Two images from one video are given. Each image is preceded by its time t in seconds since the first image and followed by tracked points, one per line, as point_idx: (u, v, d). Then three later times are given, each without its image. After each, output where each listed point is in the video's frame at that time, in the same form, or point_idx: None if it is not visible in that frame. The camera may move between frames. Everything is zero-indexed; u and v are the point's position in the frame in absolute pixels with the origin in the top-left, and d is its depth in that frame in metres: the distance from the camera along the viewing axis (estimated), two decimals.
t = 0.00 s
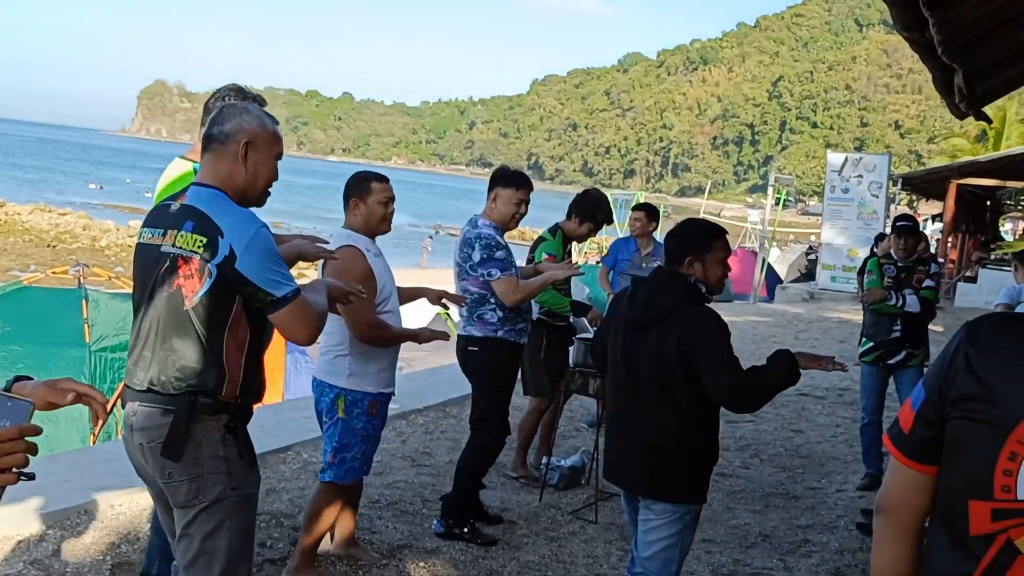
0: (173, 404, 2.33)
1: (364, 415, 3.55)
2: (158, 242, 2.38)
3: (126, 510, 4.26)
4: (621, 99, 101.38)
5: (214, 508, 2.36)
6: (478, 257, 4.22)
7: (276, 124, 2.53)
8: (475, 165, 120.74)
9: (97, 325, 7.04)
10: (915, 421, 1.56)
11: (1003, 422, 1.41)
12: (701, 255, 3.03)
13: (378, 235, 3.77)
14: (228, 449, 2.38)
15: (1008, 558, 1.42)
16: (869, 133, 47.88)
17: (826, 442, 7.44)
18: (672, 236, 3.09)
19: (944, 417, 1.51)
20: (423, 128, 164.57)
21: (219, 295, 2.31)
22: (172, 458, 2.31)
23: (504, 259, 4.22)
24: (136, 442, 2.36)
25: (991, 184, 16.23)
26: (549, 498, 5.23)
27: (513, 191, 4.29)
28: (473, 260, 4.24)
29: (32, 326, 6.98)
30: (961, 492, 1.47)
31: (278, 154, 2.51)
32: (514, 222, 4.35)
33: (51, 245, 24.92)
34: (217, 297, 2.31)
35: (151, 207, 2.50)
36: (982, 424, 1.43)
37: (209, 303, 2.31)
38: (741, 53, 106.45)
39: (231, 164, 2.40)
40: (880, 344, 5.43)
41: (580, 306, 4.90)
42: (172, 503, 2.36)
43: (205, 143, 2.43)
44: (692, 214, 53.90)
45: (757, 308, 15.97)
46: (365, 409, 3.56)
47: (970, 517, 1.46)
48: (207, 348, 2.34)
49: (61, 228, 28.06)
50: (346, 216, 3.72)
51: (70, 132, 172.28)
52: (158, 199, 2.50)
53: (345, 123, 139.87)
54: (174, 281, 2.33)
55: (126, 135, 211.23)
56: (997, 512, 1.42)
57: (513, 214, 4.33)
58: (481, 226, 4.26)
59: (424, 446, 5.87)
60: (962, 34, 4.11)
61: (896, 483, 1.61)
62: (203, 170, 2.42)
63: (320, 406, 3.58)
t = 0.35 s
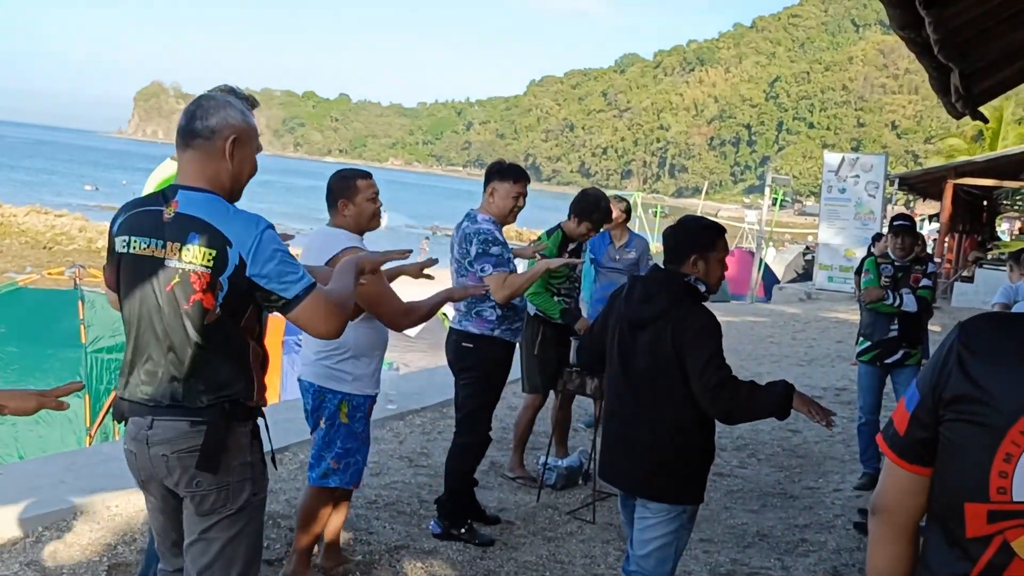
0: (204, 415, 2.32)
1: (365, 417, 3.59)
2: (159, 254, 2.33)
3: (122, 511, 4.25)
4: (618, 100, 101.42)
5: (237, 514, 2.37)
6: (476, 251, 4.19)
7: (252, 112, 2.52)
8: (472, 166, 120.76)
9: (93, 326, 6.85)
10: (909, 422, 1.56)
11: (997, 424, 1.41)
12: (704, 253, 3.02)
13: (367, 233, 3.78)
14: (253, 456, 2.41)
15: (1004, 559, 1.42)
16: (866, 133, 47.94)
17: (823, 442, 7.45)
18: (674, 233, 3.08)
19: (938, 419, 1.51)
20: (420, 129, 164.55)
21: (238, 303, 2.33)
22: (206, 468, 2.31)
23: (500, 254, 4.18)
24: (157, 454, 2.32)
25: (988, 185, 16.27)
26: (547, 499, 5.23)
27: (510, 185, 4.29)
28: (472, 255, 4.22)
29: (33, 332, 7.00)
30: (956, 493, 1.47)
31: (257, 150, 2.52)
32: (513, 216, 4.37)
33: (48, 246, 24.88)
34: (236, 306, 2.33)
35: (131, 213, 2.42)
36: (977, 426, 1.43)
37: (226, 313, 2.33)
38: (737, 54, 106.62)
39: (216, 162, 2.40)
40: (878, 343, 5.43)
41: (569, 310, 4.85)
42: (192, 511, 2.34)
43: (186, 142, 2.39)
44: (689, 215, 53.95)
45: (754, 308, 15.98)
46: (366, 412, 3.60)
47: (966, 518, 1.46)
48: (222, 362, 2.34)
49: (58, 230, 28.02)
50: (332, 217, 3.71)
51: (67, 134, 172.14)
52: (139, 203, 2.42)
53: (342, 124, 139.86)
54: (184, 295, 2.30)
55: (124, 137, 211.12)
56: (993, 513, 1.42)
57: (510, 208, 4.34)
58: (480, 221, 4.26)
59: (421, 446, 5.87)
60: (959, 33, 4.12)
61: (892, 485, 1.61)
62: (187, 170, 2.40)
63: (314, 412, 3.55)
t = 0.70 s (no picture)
0: (206, 407, 2.31)
1: (378, 422, 3.62)
2: (166, 242, 2.34)
3: (119, 515, 4.25)
4: (614, 100, 101.42)
5: (234, 510, 2.37)
6: (464, 254, 4.21)
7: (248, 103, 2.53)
8: (468, 168, 120.73)
9: (89, 330, 6.80)
10: (903, 420, 1.57)
11: (992, 420, 1.41)
12: (692, 253, 3.04)
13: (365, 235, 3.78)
14: (252, 453, 2.41)
15: (1001, 557, 1.42)
16: (862, 133, 47.97)
17: (821, 440, 7.45)
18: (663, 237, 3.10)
19: (933, 417, 1.51)
20: (416, 131, 164.52)
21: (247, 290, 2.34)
22: (205, 461, 2.31)
23: (488, 261, 4.19)
24: (156, 446, 2.30)
25: (984, 182, 16.29)
26: (544, 499, 5.23)
27: (512, 193, 4.29)
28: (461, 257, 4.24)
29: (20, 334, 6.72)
30: (950, 492, 1.47)
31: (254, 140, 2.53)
32: (513, 224, 4.34)
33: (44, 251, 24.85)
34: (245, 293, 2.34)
35: (132, 203, 2.41)
36: (976, 425, 1.43)
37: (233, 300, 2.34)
38: (732, 54, 106.71)
39: (215, 152, 2.41)
40: (875, 341, 5.45)
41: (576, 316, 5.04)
42: (189, 505, 2.33)
43: (183, 133, 2.40)
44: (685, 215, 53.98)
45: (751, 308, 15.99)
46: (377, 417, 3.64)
47: (963, 516, 1.46)
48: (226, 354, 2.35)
49: (54, 234, 27.99)
50: (331, 220, 3.69)
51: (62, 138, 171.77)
52: (141, 193, 2.41)
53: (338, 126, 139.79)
54: (193, 282, 2.32)
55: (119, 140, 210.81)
56: (989, 511, 1.43)
57: (511, 216, 4.32)
58: (477, 227, 4.26)
59: (418, 448, 5.87)
60: (954, 30, 4.13)
61: (887, 480, 1.62)
62: (186, 161, 2.40)
63: (321, 413, 3.53)
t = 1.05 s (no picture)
0: (210, 407, 2.34)
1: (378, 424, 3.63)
2: (167, 243, 2.35)
3: (119, 518, 4.27)
4: (608, 100, 101.52)
5: (237, 510, 2.39)
6: (457, 250, 4.23)
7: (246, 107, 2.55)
8: (463, 169, 120.79)
9: (87, 334, 6.71)
10: (893, 416, 1.58)
11: (983, 416, 1.44)
12: (685, 244, 3.07)
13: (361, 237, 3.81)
14: (253, 453, 2.43)
15: (993, 553, 1.44)
16: (856, 130, 48.08)
17: (818, 437, 7.48)
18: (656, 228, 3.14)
19: (923, 412, 1.54)
20: (410, 133, 164.57)
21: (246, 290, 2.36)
22: (209, 462, 2.33)
23: (480, 259, 4.22)
24: (159, 447, 2.32)
25: (978, 178, 16.33)
26: (543, 498, 5.25)
27: (507, 191, 4.31)
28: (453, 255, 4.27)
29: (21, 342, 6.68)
30: (943, 488, 1.49)
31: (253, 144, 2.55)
32: (508, 222, 4.37)
33: (40, 256, 24.83)
34: (244, 295, 2.36)
35: (133, 206, 2.43)
36: (967, 421, 1.45)
37: (233, 300, 2.36)
38: (726, 52, 106.91)
39: (215, 155, 2.43)
40: (870, 337, 5.48)
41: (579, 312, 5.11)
42: (192, 506, 2.35)
43: (183, 137, 2.43)
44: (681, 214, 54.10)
45: (748, 306, 16.03)
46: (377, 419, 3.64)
47: (954, 512, 1.48)
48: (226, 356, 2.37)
49: (50, 239, 27.96)
50: (327, 221, 3.71)
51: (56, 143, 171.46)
52: (142, 197, 2.43)
53: (333, 129, 139.76)
54: (194, 281, 2.33)
55: (113, 145, 210.60)
56: (981, 507, 1.45)
57: (506, 215, 4.35)
58: (473, 225, 4.27)
59: (417, 449, 5.88)
60: (946, 27, 4.15)
61: (877, 475, 1.64)
62: (186, 165, 2.42)
63: (322, 419, 3.55)
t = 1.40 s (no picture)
0: (203, 406, 2.34)
1: (364, 422, 3.62)
2: (163, 241, 2.36)
3: (118, 522, 4.27)
4: (604, 100, 101.59)
5: (231, 509, 2.39)
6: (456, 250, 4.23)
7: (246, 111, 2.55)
8: (459, 170, 120.78)
9: (85, 337, 6.71)
10: (878, 422, 1.60)
11: (968, 415, 1.48)
12: (689, 265, 3.08)
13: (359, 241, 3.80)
14: (248, 452, 2.43)
15: (981, 552, 1.49)
16: (851, 129, 48.19)
17: (815, 435, 7.50)
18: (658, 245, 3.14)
19: (908, 415, 1.56)
20: (406, 135, 164.58)
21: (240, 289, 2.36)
22: (201, 460, 2.33)
23: (480, 258, 4.22)
24: (153, 445, 2.32)
25: (973, 176, 16.37)
26: (541, 499, 5.26)
27: (504, 191, 4.33)
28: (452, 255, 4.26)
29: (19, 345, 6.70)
30: (932, 488, 1.53)
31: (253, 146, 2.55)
32: (505, 223, 4.38)
33: (36, 260, 24.82)
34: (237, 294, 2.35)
35: (132, 205, 2.44)
36: (952, 422, 1.49)
37: (226, 299, 2.36)
38: (721, 52, 107.10)
39: (215, 158, 2.43)
40: (867, 336, 5.50)
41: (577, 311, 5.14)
42: (185, 504, 2.35)
43: (182, 139, 2.43)
44: (678, 214, 54.19)
45: (745, 305, 16.06)
46: (364, 416, 3.63)
47: (943, 510, 1.52)
48: (221, 352, 2.37)
49: (46, 243, 27.96)
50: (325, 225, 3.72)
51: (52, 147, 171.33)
52: (141, 197, 2.44)
53: (328, 131, 139.72)
54: (187, 279, 2.33)
55: (109, 148, 210.44)
56: (969, 506, 1.49)
57: (504, 215, 4.36)
58: (474, 224, 4.27)
59: (415, 450, 5.88)
60: (941, 26, 4.17)
61: (861, 479, 1.66)
62: (185, 166, 2.43)
63: (314, 416, 3.59)
